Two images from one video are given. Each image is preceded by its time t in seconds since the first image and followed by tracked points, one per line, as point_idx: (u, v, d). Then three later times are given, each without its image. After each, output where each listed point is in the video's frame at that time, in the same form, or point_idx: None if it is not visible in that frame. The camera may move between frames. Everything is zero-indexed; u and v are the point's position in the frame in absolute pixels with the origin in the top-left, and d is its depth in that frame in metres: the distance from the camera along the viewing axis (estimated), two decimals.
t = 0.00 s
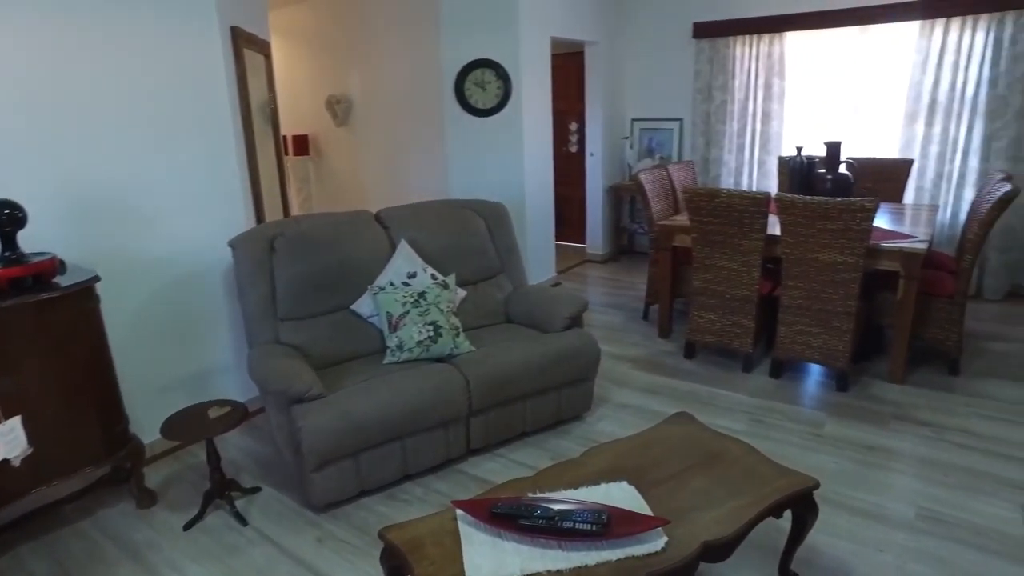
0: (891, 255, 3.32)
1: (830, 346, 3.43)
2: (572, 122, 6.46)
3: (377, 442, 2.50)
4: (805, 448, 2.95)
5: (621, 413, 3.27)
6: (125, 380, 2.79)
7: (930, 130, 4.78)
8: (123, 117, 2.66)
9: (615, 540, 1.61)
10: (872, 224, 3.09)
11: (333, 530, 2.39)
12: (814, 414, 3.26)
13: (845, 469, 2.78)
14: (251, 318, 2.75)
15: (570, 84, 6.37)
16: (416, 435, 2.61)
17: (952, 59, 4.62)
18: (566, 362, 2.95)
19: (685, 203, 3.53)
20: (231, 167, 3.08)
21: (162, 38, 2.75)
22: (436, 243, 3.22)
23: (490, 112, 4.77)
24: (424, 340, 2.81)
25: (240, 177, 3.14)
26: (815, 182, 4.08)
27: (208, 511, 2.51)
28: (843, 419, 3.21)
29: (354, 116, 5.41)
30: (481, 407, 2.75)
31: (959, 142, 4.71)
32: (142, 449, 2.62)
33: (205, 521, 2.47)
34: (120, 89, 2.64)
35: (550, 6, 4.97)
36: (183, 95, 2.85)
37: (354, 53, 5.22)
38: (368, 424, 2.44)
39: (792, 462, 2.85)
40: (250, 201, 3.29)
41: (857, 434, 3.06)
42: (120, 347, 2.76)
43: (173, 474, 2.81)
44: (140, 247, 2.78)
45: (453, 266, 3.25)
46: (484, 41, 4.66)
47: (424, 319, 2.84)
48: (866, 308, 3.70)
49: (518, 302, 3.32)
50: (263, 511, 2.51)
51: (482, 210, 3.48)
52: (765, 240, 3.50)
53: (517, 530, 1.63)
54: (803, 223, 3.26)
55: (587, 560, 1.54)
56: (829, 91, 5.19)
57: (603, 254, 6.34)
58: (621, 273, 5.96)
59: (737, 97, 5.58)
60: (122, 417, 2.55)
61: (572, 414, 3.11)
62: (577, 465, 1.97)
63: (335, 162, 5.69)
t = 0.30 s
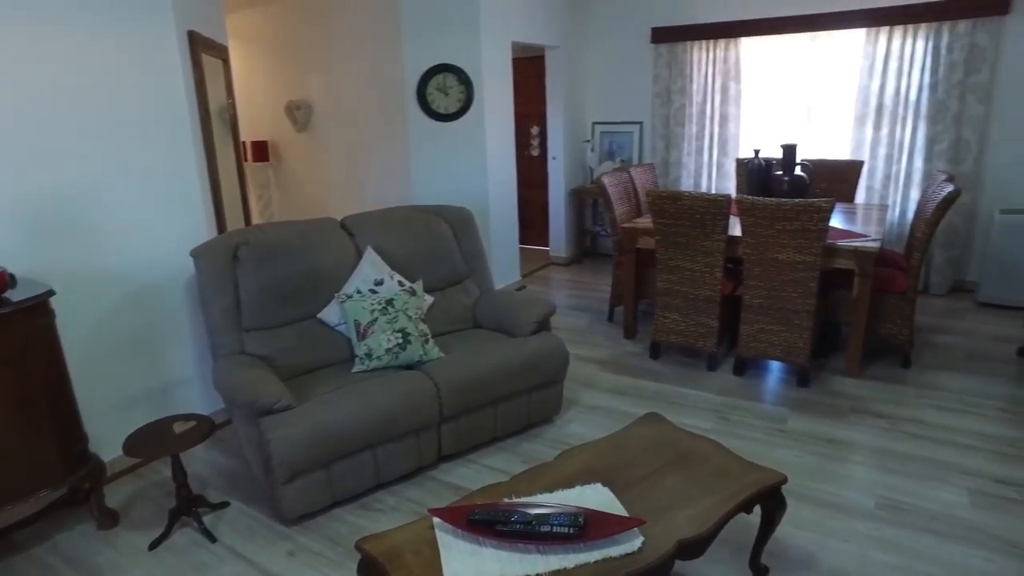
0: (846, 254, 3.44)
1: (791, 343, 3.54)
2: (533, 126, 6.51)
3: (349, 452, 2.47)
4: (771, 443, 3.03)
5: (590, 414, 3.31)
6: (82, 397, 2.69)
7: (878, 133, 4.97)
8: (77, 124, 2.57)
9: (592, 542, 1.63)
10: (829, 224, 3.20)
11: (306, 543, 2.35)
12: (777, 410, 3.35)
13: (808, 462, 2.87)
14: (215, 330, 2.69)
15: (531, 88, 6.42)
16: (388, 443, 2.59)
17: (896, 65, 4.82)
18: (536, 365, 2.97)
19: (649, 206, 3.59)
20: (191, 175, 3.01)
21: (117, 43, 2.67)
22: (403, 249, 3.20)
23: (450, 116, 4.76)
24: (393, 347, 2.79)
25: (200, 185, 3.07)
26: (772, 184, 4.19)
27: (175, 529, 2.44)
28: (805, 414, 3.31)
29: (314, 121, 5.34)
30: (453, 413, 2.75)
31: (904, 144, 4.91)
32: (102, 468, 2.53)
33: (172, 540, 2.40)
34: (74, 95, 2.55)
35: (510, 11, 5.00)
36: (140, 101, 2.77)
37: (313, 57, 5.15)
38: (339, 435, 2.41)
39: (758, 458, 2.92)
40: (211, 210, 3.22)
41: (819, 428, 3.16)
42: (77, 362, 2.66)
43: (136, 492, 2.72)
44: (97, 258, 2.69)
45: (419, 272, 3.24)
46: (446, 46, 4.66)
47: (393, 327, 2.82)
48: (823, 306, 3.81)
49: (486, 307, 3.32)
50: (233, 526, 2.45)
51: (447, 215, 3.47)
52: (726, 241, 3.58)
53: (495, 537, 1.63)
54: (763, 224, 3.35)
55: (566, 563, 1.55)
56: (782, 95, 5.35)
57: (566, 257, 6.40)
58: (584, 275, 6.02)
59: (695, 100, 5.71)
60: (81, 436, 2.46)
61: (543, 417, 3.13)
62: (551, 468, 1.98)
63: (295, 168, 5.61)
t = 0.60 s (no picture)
0: (799, 255, 3.56)
1: (750, 343, 3.63)
2: (492, 132, 6.53)
3: (316, 464, 2.43)
4: (733, 441, 3.11)
5: (557, 418, 3.33)
6: (33, 417, 2.59)
7: (826, 137, 5.16)
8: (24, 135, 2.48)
9: (565, 546, 1.65)
10: (784, 226, 3.31)
11: (273, 559, 2.30)
12: (737, 409, 3.44)
13: (769, 458, 2.96)
14: (175, 344, 2.62)
15: (490, 94, 6.45)
16: (355, 454, 2.56)
17: (841, 73, 5.02)
18: (501, 371, 2.98)
19: (610, 211, 3.64)
20: (146, 186, 2.93)
21: (66, 51, 2.59)
22: (365, 258, 3.17)
23: (410, 123, 4.76)
24: (359, 357, 2.77)
25: (156, 196, 3.00)
26: (728, 187, 4.31)
27: (135, 551, 2.37)
28: (765, 411, 3.41)
29: (271, 129, 5.26)
30: (420, 422, 2.74)
31: (851, 148, 5.11)
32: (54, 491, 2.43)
33: (132, 563, 2.32)
34: (21, 105, 2.46)
35: (468, 18, 5.03)
36: (91, 110, 2.69)
37: (269, 64, 5.08)
38: (305, 447, 2.37)
39: (721, 456, 2.99)
40: (167, 221, 3.14)
41: (778, 425, 3.25)
42: (27, 382, 2.56)
43: (92, 515, 2.63)
44: (47, 273, 2.59)
45: (383, 281, 3.22)
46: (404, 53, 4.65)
47: (358, 336, 2.80)
48: (779, 305, 3.93)
49: (450, 314, 3.32)
50: (196, 546, 2.39)
51: (409, 223, 3.46)
52: (685, 244, 3.67)
53: (469, 544, 1.64)
54: (721, 227, 3.44)
55: (540, 569, 1.56)
56: (734, 101, 5.51)
57: (527, 263, 6.44)
58: (547, 280, 6.07)
59: (651, 107, 5.82)
60: (31, 460, 2.36)
61: (509, 423, 3.14)
62: (521, 474, 1.99)
63: (252, 177, 5.51)
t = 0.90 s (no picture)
0: (759, 257, 3.66)
1: (713, 344, 3.72)
2: (455, 138, 6.54)
3: (284, 476, 2.41)
4: (698, 441, 3.18)
5: (526, 423, 3.36)
6: None
7: (782, 142, 5.32)
8: None
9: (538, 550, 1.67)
10: (743, 229, 3.40)
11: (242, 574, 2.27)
12: (702, 409, 3.52)
13: (733, 456, 3.03)
14: (136, 358, 2.56)
15: (453, 100, 6.46)
16: (324, 465, 2.54)
17: (794, 79, 5.19)
18: (470, 378, 2.99)
19: (574, 216, 3.69)
20: (103, 196, 2.86)
21: (17, 59, 2.51)
22: (331, 266, 3.15)
23: (374, 130, 4.69)
24: (326, 367, 2.74)
25: (114, 207, 2.93)
26: (689, 191, 4.39)
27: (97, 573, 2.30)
28: (728, 410, 3.49)
29: (232, 136, 5.18)
30: (390, 431, 2.73)
31: (805, 152, 5.28)
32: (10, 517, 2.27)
33: None
34: None
35: (430, 24, 5.03)
36: (44, 119, 2.62)
37: (229, 71, 5.00)
38: (273, 459, 2.34)
39: (687, 455, 3.06)
40: (126, 231, 3.07)
41: (741, 424, 3.34)
42: None
43: (51, 537, 2.54)
44: None
45: (349, 290, 3.20)
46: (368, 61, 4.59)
47: (325, 346, 2.77)
48: (741, 307, 4.03)
49: (417, 322, 3.32)
50: (162, 564, 2.33)
51: (375, 231, 3.45)
52: (648, 248, 3.73)
53: (442, 552, 1.64)
54: (683, 231, 3.52)
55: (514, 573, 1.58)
56: (693, 107, 5.64)
57: (493, 268, 6.46)
58: (513, 285, 6.10)
59: (613, 112, 5.91)
60: None
61: (479, 429, 3.15)
62: (493, 480, 2.01)
63: (212, 185, 5.42)
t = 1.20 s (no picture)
0: (721, 260, 3.76)
1: (678, 347, 3.80)
2: (420, 145, 6.55)
3: (253, 489, 2.38)
4: (666, 443, 3.24)
5: (496, 429, 3.37)
6: None
7: (741, 147, 5.47)
8: None
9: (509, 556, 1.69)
10: (706, 234, 3.49)
11: None
12: (668, 410, 3.59)
13: (699, 457, 3.11)
14: (96, 373, 2.51)
15: (417, 107, 6.46)
16: (293, 477, 2.52)
17: (752, 86, 5.34)
18: (439, 386, 3.00)
19: (540, 223, 3.74)
20: (59, 208, 2.79)
21: None
22: (296, 276, 3.13)
23: (338, 138, 4.70)
24: (294, 378, 2.72)
25: (71, 219, 2.86)
26: (652, 197, 4.48)
27: None
28: (694, 412, 3.57)
29: (192, 145, 5.09)
30: (359, 440, 2.72)
31: (764, 157, 5.44)
32: None
33: None
34: None
35: (394, 32, 5.04)
36: None
37: (189, 79, 4.92)
38: (241, 473, 2.32)
39: (655, 458, 3.12)
40: (83, 243, 3.00)
41: (706, 425, 3.42)
42: None
43: (8, 561, 2.46)
44: None
45: (316, 299, 3.18)
46: (331, 69, 4.60)
47: (292, 357, 2.75)
48: (704, 309, 4.13)
49: (385, 330, 3.32)
50: None
51: (341, 240, 3.44)
52: (614, 254, 3.80)
53: (414, 561, 1.65)
54: (647, 236, 3.60)
55: None
56: (655, 114, 5.75)
57: (459, 275, 6.47)
58: (481, 291, 6.12)
59: (577, 119, 5.99)
60: None
61: (449, 436, 3.16)
62: (464, 488, 2.03)
63: (173, 195, 5.32)
